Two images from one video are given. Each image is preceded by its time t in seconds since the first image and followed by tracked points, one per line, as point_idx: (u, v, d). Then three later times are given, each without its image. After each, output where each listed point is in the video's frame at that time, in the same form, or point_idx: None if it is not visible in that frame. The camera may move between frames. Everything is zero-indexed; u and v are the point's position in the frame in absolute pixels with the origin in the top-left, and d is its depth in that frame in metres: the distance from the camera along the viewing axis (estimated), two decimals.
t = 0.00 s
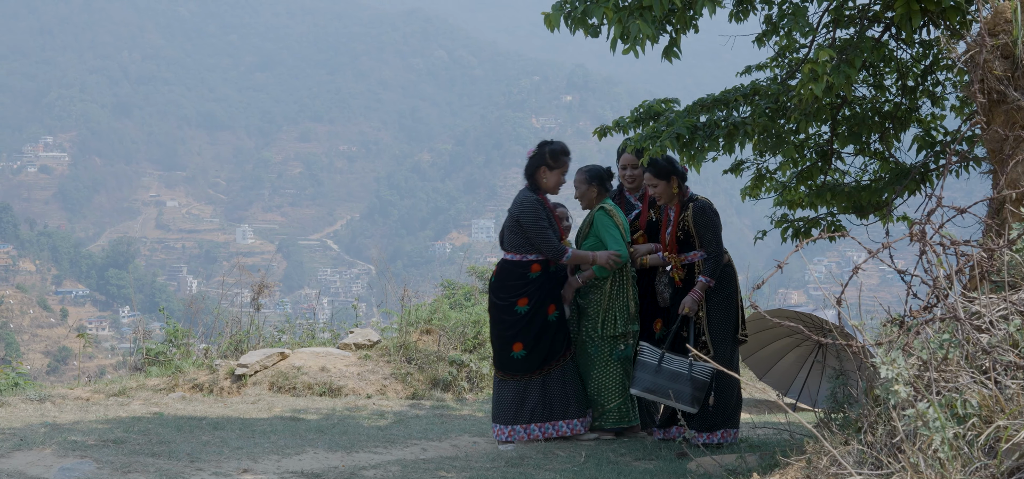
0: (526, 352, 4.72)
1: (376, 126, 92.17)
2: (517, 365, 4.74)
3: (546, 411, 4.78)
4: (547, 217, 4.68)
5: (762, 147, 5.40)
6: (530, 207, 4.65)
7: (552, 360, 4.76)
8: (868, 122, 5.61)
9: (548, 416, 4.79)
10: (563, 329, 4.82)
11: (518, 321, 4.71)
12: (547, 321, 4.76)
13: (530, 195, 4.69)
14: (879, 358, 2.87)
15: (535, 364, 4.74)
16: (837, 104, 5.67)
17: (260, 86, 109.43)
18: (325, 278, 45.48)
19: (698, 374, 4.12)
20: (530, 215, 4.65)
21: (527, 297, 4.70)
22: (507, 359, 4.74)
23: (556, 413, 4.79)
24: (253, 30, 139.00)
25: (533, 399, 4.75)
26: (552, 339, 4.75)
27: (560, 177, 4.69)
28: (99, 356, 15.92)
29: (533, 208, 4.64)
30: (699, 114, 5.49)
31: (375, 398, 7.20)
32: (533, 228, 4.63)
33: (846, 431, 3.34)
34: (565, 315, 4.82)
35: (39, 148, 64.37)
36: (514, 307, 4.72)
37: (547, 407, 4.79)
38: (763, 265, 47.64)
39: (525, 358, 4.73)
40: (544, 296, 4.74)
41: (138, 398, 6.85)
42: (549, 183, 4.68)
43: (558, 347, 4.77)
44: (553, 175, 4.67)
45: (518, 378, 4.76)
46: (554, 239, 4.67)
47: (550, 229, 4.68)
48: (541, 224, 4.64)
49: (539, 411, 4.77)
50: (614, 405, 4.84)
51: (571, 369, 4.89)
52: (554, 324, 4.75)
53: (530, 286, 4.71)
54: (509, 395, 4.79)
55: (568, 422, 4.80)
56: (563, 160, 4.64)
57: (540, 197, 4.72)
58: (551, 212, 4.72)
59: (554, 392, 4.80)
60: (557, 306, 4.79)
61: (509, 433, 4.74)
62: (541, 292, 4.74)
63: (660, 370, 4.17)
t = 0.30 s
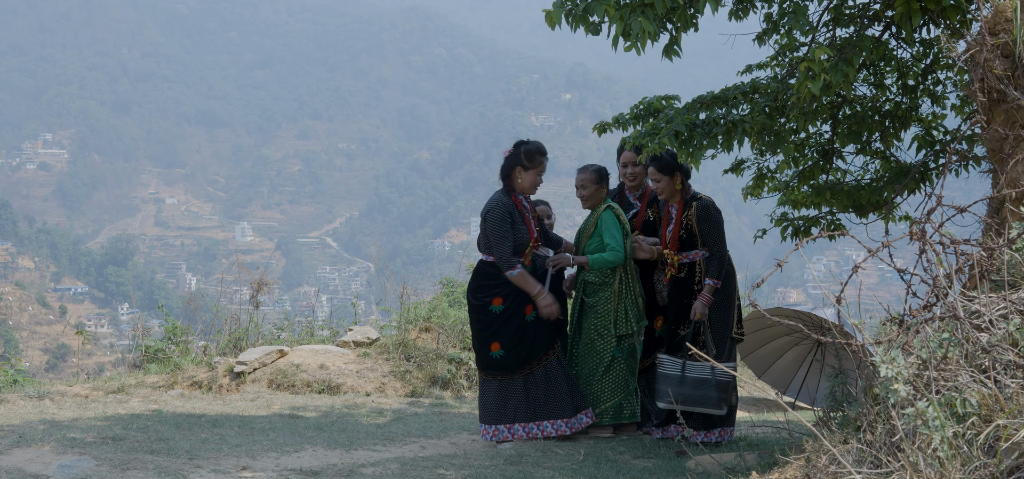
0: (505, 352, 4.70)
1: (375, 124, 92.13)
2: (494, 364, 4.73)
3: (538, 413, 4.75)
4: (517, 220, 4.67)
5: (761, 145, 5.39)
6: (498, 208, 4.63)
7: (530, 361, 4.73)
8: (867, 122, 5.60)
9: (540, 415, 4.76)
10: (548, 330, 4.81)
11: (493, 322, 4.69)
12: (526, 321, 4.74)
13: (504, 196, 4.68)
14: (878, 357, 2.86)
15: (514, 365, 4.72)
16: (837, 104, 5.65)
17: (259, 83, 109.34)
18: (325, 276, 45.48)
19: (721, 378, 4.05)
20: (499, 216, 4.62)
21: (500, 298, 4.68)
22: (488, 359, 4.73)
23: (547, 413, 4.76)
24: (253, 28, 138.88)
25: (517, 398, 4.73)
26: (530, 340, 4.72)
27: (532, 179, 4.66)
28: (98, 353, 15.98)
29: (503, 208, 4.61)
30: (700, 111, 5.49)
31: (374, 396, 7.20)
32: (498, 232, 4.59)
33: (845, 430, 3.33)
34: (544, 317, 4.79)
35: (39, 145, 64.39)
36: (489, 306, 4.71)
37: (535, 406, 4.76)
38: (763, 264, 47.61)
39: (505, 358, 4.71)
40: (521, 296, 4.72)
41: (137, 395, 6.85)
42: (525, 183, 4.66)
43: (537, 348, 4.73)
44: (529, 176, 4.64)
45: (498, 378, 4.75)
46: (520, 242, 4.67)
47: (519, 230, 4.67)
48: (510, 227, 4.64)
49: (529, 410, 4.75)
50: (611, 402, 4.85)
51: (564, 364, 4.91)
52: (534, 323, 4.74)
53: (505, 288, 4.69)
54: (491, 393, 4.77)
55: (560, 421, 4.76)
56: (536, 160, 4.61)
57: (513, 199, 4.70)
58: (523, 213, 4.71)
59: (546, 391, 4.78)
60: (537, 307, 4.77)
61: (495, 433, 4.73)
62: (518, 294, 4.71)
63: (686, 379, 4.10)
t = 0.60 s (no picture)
0: (501, 348, 4.73)
1: (379, 120, 92.03)
2: (489, 360, 4.75)
3: (533, 412, 4.79)
4: (511, 216, 4.73)
5: (765, 142, 5.40)
6: (491, 203, 4.71)
7: (524, 358, 4.76)
8: (872, 119, 5.61)
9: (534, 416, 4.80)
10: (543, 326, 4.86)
11: (484, 316, 4.69)
12: (522, 319, 4.76)
13: (500, 194, 4.75)
14: (881, 353, 2.86)
15: (508, 361, 4.75)
16: (841, 100, 5.63)
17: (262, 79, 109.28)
18: (328, 272, 45.45)
19: (751, 376, 4.21)
20: (492, 211, 4.70)
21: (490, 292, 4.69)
22: (483, 355, 4.76)
23: (539, 411, 4.79)
24: (256, 24, 138.89)
25: (514, 397, 4.76)
26: (526, 337, 4.74)
27: (532, 176, 4.72)
28: (101, 350, 15.97)
29: (496, 206, 4.69)
30: (704, 108, 5.50)
31: (378, 392, 7.22)
32: (489, 227, 4.66)
33: (849, 426, 3.34)
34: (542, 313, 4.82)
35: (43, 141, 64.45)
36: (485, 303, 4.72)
37: (526, 405, 4.79)
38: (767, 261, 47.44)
39: (501, 355, 4.73)
40: (519, 293, 4.75)
41: (140, 391, 6.87)
42: (522, 181, 4.73)
43: (530, 344, 4.77)
44: (526, 174, 4.71)
45: (492, 376, 4.77)
46: (514, 235, 4.72)
47: (513, 227, 4.72)
48: (503, 222, 4.72)
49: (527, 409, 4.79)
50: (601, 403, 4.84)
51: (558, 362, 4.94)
52: (529, 323, 4.76)
53: (500, 283, 4.73)
54: (487, 390, 4.80)
55: (549, 423, 4.78)
56: (537, 157, 4.68)
57: (509, 195, 4.77)
58: (518, 210, 4.76)
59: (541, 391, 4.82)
60: (533, 305, 4.79)
61: (486, 431, 4.76)
62: (516, 290, 4.74)
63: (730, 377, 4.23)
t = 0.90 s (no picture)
0: (495, 347, 4.77)
1: (380, 119, 92.00)
2: (486, 359, 4.80)
3: (527, 412, 4.79)
4: (506, 216, 4.77)
5: (766, 141, 5.40)
6: (486, 201, 4.76)
7: (517, 358, 4.78)
8: (872, 118, 5.62)
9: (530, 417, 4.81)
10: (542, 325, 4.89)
11: (477, 313, 4.77)
12: (517, 319, 4.78)
13: (497, 192, 4.80)
14: (883, 353, 2.87)
15: (502, 360, 4.77)
16: (840, 99, 5.62)
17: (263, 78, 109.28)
18: (329, 271, 45.51)
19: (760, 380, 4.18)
20: (486, 209, 4.76)
21: (482, 289, 4.76)
22: (481, 353, 4.81)
23: (530, 410, 4.79)
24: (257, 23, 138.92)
25: (508, 398, 4.76)
26: (520, 336, 4.77)
27: (529, 176, 4.71)
28: (102, 348, 15.96)
29: (488, 204, 4.75)
30: (704, 108, 5.50)
31: (378, 391, 7.23)
32: (482, 225, 4.72)
33: (851, 425, 3.34)
34: (538, 313, 4.84)
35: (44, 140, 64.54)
36: (477, 300, 4.79)
37: (520, 407, 4.78)
38: (768, 261, 47.42)
39: (497, 353, 4.77)
40: (513, 292, 4.78)
41: (141, 390, 6.88)
42: (518, 182, 4.76)
43: (524, 345, 4.78)
44: (525, 176, 4.70)
45: (488, 374, 4.81)
46: (508, 234, 4.75)
47: (507, 223, 4.75)
48: (495, 221, 4.77)
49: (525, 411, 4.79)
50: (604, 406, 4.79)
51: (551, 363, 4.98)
52: (526, 322, 4.78)
53: (495, 280, 4.77)
54: (484, 390, 4.83)
55: (538, 423, 4.80)
56: (539, 157, 4.66)
57: (508, 194, 4.80)
58: (515, 210, 4.79)
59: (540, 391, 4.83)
60: (530, 304, 4.81)
61: (485, 430, 4.80)
62: (511, 289, 4.78)
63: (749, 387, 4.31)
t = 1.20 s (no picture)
0: (474, 342, 4.78)
1: (380, 119, 91.96)
2: (464, 352, 4.82)
3: (507, 409, 4.80)
4: (488, 216, 4.75)
5: (766, 141, 5.41)
6: (470, 201, 4.75)
7: (495, 354, 4.78)
8: (872, 117, 5.63)
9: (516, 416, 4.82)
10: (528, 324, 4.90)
11: (459, 310, 4.77)
12: (497, 318, 4.77)
13: (483, 191, 4.78)
14: (883, 353, 2.88)
15: (479, 355, 4.78)
16: (841, 100, 5.63)
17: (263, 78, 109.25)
18: (329, 271, 45.51)
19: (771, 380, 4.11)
20: (470, 208, 4.74)
21: (461, 288, 4.75)
22: (461, 348, 4.81)
23: (500, 412, 4.79)
24: (257, 23, 138.93)
25: (485, 394, 4.78)
26: (502, 335, 4.77)
27: (512, 178, 4.69)
28: (102, 347, 15.96)
29: (470, 205, 4.73)
30: (704, 108, 5.50)
31: (379, 391, 7.24)
32: (462, 225, 4.70)
33: (851, 424, 3.35)
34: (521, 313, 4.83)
35: (44, 140, 64.55)
36: (460, 297, 4.79)
37: (498, 406, 4.80)
38: (768, 260, 47.36)
39: (472, 349, 4.79)
40: (496, 292, 4.77)
41: (142, 390, 6.88)
42: (503, 183, 4.73)
43: (503, 344, 4.79)
44: (511, 179, 4.68)
45: (466, 368, 4.82)
46: (489, 236, 4.74)
47: (486, 224, 4.73)
48: (476, 220, 4.75)
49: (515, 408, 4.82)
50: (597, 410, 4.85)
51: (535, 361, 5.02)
52: (504, 322, 4.78)
53: (476, 278, 4.77)
54: (465, 383, 4.85)
55: (514, 423, 4.80)
56: (523, 159, 4.63)
57: (492, 194, 4.77)
58: (497, 210, 4.76)
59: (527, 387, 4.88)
60: (509, 305, 4.80)
61: (463, 424, 4.79)
62: (494, 288, 4.77)
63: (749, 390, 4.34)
